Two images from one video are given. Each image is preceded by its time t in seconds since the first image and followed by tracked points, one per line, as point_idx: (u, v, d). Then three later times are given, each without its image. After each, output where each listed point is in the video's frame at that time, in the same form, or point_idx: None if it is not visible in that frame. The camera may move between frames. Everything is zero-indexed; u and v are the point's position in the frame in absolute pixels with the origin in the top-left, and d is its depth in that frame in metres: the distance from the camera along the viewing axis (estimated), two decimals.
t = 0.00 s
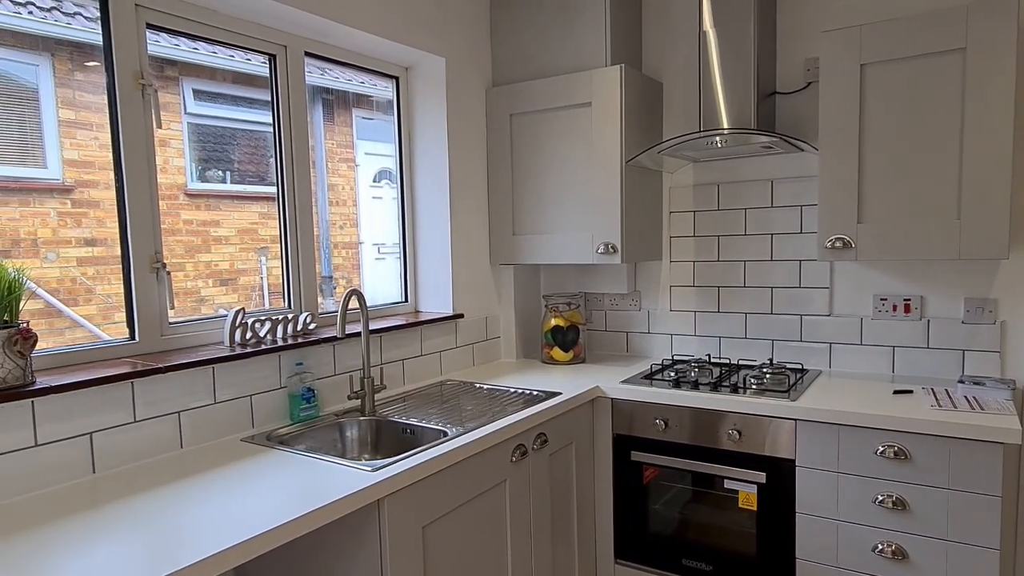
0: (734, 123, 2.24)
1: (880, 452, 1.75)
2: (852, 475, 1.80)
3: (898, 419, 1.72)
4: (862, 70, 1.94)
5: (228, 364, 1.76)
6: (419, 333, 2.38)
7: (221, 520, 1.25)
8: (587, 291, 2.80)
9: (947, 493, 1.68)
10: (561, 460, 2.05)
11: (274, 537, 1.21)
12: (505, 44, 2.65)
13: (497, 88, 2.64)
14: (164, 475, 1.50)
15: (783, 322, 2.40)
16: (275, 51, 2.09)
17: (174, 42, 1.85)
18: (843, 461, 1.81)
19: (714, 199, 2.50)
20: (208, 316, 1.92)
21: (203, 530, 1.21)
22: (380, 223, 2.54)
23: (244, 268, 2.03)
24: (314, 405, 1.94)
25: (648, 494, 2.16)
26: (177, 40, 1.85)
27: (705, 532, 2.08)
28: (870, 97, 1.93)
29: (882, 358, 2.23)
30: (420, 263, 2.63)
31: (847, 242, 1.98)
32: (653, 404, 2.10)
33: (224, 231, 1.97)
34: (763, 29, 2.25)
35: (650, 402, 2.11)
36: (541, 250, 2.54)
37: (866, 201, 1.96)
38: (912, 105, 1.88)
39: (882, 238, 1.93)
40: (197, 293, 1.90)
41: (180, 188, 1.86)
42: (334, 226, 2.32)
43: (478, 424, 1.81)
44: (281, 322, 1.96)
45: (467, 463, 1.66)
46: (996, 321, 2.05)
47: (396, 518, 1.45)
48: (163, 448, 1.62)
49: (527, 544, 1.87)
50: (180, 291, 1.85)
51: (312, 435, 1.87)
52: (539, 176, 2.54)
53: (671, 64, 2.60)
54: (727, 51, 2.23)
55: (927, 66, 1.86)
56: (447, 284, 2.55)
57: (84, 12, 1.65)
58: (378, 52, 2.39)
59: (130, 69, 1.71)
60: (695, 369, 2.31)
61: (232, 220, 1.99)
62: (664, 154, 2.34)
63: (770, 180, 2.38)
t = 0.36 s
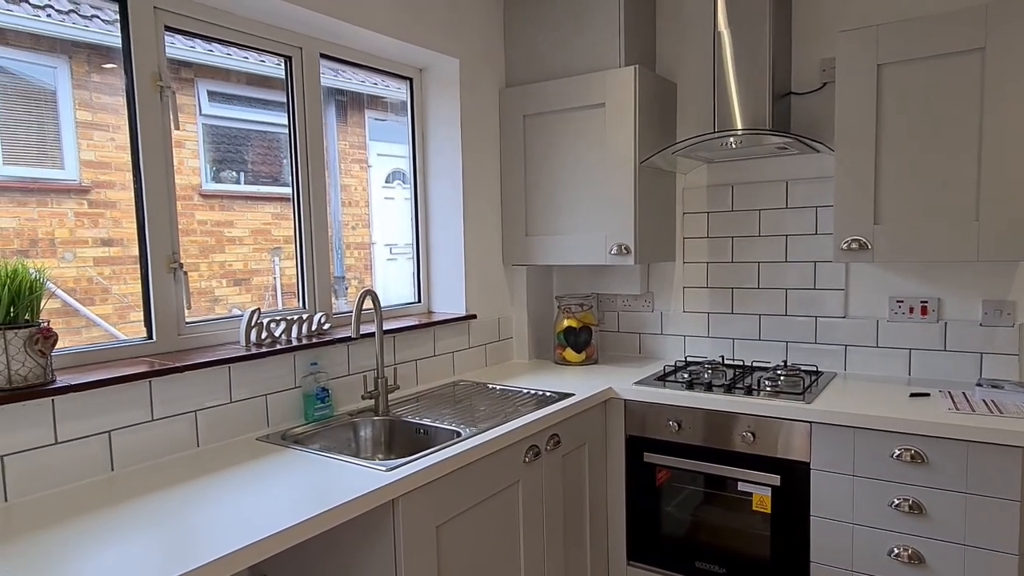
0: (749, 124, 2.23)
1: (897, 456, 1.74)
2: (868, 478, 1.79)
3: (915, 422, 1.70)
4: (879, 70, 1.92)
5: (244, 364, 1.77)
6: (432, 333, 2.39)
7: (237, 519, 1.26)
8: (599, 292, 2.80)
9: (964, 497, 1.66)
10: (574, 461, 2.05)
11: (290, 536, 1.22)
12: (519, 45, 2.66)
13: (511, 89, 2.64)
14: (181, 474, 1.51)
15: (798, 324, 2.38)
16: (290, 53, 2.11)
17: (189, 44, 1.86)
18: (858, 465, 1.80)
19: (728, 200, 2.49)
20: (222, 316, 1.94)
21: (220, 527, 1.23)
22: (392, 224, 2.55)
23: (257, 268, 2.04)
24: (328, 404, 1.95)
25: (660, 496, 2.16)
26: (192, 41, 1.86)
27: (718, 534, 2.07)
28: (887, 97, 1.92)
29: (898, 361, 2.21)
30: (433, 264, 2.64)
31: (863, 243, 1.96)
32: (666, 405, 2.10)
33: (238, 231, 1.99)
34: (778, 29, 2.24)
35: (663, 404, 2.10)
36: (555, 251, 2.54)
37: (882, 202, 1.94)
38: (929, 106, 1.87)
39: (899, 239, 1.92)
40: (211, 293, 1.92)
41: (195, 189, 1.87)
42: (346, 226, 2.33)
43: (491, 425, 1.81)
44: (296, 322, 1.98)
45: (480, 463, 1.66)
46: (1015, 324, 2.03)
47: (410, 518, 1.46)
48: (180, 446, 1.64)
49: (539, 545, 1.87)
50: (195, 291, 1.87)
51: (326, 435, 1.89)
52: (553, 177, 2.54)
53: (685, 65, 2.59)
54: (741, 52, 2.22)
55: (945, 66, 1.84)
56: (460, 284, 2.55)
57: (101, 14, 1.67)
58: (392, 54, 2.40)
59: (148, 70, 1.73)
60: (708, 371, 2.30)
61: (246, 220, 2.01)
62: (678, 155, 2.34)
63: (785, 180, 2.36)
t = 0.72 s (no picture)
0: (765, 124, 2.21)
1: (915, 461, 1.71)
2: (886, 483, 1.77)
3: (934, 427, 1.68)
4: (900, 70, 1.90)
5: (259, 362, 1.79)
6: (446, 333, 2.39)
7: (253, 516, 1.27)
8: (613, 293, 2.79)
9: (984, 503, 1.64)
10: (587, 463, 2.05)
11: (306, 533, 1.23)
12: (534, 45, 2.65)
13: (526, 89, 2.64)
14: (197, 470, 1.52)
15: (814, 326, 2.36)
16: (308, 53, 2.12)
17: (207, 44, 1.88)
18: (876, 469, 1.78)
19: (744, 201, 2.47)
20: (237, 315, 1.95)
21: (236, 524, 1.24)
22: (406, 224, 2.56)
23: (272, 267, 2.05)
24: (342, 403, 1.96)
25: (674, 499, 2.14)
26: (209, 42, 1.88)
27: (732, 538, 2.05)
28: (907, 98, 1.90)
29: (916, 364, 2.18)
30: (447, 264, 2.64)
31: (881, 245, 1.94)
32: (680, 407, 2.09)
33: (253, 230, 2.00)
34: (796, 29, 2.22)
35: (677, 406, 2.09)
36: (569, 252, 2.54)
37: (902, 204, 1.92)
38: (950, 106, 1.84)
39: (918, 241, 1.89)
40: (226, 292, 1.93)
41: (211, 188, 1.89)
42: (360, 226, 2.34)
43: (505, 425, 1.81)
44: (312, 321, 1.99)
45: (494, 463, 1.66)
46: None
47: (424, 517, 1.46)
48: (196, 443, 1.65)
49: (551, 546, 1.87)
50: (212, 289, 1.89)
51: (340, 433, 1.89)
52: (567, 177, 2.54)
53: (702, 65, 2.58)
54: (759, 52, 2.21)
55: (967, 67, 1.82)
56: (474, 284, 2.56)
57: (121, 15, 1.69)
58: (408, 54, 2.41)
59: (168, 70, 1.76)
60: (723, 373, 2.29)
61: (261, 219, 2.02)
62: (694, 155, 2.32)
63: (802, 182, 2.34)
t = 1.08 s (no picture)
0: (781, 125, 2.20)
1: (932, 466, 1.69)
2: (902, 488, 1.74)
3: (951, 432, 1.66)
4: (918, 70, 1.88)
5: (273, 360, 1.80)
6: (458, 332, 2.39)
7: (267, 513, 1.28)
8: (626, 293, 2.78)
9: (1002, 509, 1.61)
10: (600, 464, 2.04)
11: (321, 530, 1.24)
12: (549, 45, 2.65)
13: (540, 89, 2.64)
14: (212, 466, 1.54)
15: (829, 329, 2.34)
16: (324, 52, 2.14)
17: (223, 44, 1.89)
18: (892, 474, 1.75)
19: (759, 203, 2.45)
20: (250, 313, 1.96)
21: (250, 520, 1.25)
22: (419, 223, 2.56)
23: (285, 265, 2.06)
24: (355, 401, 1.96)
25: (686, 501, 2.13)
26: (226, 41, 1.89)
27: (744, 541, 2.04)
28: (927, 98, 1.88)
29: (933, 368, 2.15)
30: (460, 263, 2.65)
31: (898, 247, 1.92)
32: (693, 409, 2.08)
33: (267, 229, 2.01)
34: (814, 29, 2.20)
35: (690, 407, 2.08)
36: (583, 252, 2.54)
37: (920, 205, 1.90)
38: (970, 107, 1.82)
39: (936, 244, 1.87)
40: (239, 290, 1.94)
41: (225, 186, 1.90)
42: (373, 225, 2.35)
43: (517, 425, 1.81)
44: (325, 319, 2.00)
45: (506, 463, 1.66)
46: None
47: (437, 516, 1.46)
48: (211, 439, 1.66)
49: (563, 547, 1.86)
50: (227, 287, 1.90)
51: (353, 431, 1.90)
52: (581, 177, 2.53)
53: (717, 65, 2.56)
54: (775, 52, 2.19)
55: (988, 67, 1.79)
56: (487, 284, 2.56)
57: (138, 14, 1.71)
58: (423, 54, 2.42)
59: (186, 68, 1.77)
60: (736, 375, 2.27)
61: (275, 218, 2.03)
62: (709, 156, 2.31)
63: (819, 183, 2.32)
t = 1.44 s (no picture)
0: (795, 122, 2.18)
1: (948, 467, 1.66)
2: (917, 489, 1.71)
3: (969, 432, 1.63)
4: (936, 67, 1.85)
5: (286, 357, 1.81)
6: (469, 330, 2.39)
7: (280, 509, 1.28)
8: (638, 292, 2.77)
9: (1021, 512, 1.58)
10: (611, 462, 2.04)
11: (333, 527, 1.24)
12: (561, 43, 2.65)
13: (552, 87, 2.64)
14: (226, 462, 1.55)
15: (843, 328, 2.31)
16: (337, 50, 2.14)
17: (236, 42, 1.90)
18: (907, 475, 1.73)
19: (773, 201, 2.43)
20: (262, 310, 1.97)
21: (263, 517, 1.25)
22: (430, 222, 2.57)
23: (297, 263, 2.07)
24: (367, 398, 1.97)
25: (697, 501, 2.12)
26: (239, 40, 1.90)
27: (757, 542, 2.02)
28: (944, 95, 1.85)
29: (950, 369, 2.12)
30: (472, 262, 2.65)
31: (915, 246, 1.90)
32: (706, 409, 2.06)
33: (279, 227, 2.01)
34: (829, 25, 2.18)
35: (702, 407, 2.07)
36: (595, 251, 2.54)
37: (937, 203, 1.88)
38: (988, 103, 1.79)
39: (953, 242, 1.85)
40: (251, 287, 1.95)
41: (238, 185, 1.91)
42: (384, 223, 2.36)
43: (529, 423, 1.81)
44: (338, 317, 2.00)
45: (517, 461, 1.65)
46: None
47: (448, 513, 1.46)
48: (224, 435, 1.68)
49: (574, 546, 1.86)
50: (240, 284, 1.91)
51: (365, 429, 1.90)
52: (593, 175, 2.53)
53: (731, 62, 2.55)
54: (789, 49, 2.17)
55: (1007, 62, 1.76)
56: (498, 282, 2.56)
57: (153, 14, 1.72)
58: (435, 52, 2.43)
59: (201, 66, 1.79)
60: (749, 374, 2.26)
61: (287, 216, 2.03)
62: (722, 154, 2.29)
63: (833, 181, 2.30)
